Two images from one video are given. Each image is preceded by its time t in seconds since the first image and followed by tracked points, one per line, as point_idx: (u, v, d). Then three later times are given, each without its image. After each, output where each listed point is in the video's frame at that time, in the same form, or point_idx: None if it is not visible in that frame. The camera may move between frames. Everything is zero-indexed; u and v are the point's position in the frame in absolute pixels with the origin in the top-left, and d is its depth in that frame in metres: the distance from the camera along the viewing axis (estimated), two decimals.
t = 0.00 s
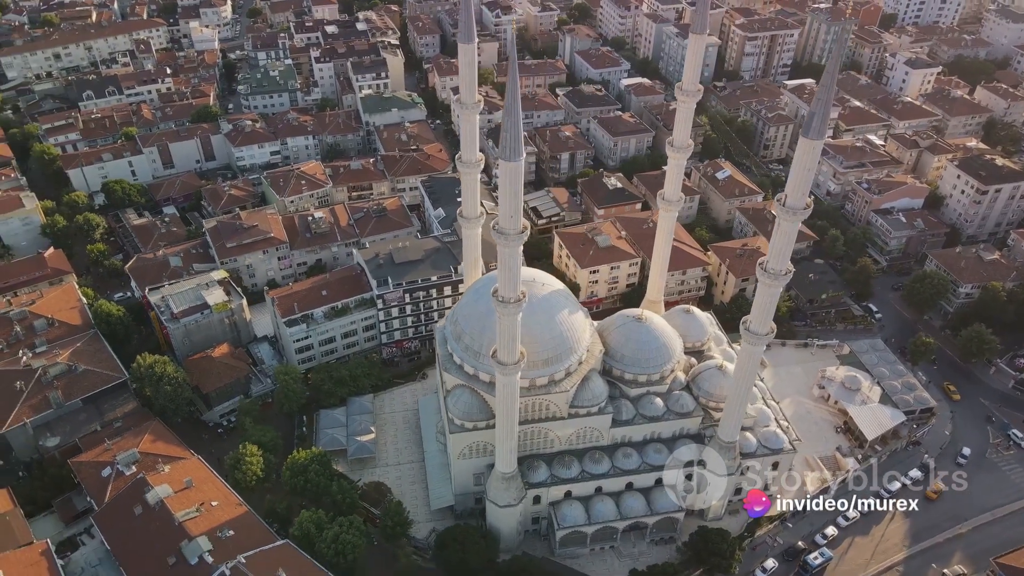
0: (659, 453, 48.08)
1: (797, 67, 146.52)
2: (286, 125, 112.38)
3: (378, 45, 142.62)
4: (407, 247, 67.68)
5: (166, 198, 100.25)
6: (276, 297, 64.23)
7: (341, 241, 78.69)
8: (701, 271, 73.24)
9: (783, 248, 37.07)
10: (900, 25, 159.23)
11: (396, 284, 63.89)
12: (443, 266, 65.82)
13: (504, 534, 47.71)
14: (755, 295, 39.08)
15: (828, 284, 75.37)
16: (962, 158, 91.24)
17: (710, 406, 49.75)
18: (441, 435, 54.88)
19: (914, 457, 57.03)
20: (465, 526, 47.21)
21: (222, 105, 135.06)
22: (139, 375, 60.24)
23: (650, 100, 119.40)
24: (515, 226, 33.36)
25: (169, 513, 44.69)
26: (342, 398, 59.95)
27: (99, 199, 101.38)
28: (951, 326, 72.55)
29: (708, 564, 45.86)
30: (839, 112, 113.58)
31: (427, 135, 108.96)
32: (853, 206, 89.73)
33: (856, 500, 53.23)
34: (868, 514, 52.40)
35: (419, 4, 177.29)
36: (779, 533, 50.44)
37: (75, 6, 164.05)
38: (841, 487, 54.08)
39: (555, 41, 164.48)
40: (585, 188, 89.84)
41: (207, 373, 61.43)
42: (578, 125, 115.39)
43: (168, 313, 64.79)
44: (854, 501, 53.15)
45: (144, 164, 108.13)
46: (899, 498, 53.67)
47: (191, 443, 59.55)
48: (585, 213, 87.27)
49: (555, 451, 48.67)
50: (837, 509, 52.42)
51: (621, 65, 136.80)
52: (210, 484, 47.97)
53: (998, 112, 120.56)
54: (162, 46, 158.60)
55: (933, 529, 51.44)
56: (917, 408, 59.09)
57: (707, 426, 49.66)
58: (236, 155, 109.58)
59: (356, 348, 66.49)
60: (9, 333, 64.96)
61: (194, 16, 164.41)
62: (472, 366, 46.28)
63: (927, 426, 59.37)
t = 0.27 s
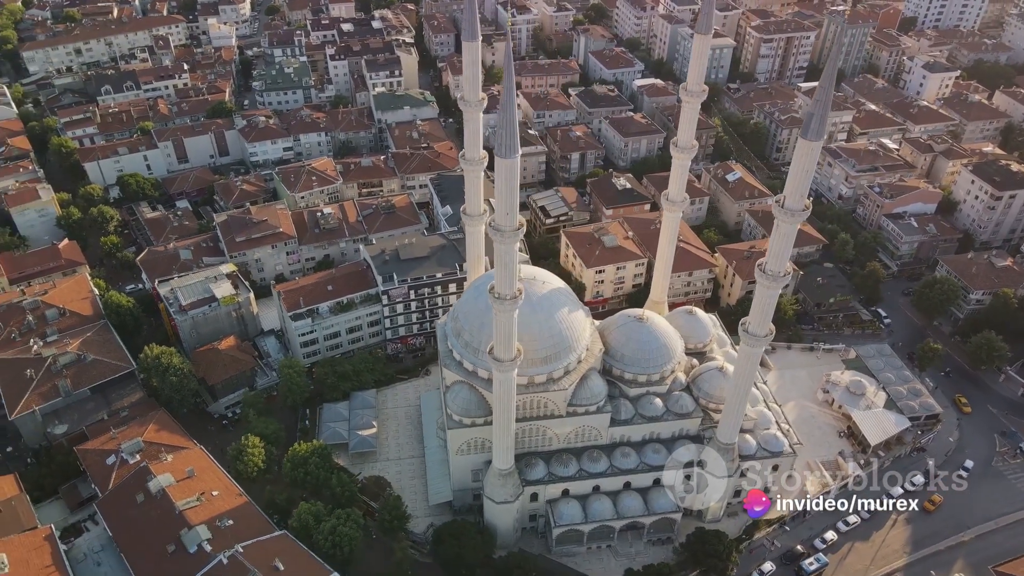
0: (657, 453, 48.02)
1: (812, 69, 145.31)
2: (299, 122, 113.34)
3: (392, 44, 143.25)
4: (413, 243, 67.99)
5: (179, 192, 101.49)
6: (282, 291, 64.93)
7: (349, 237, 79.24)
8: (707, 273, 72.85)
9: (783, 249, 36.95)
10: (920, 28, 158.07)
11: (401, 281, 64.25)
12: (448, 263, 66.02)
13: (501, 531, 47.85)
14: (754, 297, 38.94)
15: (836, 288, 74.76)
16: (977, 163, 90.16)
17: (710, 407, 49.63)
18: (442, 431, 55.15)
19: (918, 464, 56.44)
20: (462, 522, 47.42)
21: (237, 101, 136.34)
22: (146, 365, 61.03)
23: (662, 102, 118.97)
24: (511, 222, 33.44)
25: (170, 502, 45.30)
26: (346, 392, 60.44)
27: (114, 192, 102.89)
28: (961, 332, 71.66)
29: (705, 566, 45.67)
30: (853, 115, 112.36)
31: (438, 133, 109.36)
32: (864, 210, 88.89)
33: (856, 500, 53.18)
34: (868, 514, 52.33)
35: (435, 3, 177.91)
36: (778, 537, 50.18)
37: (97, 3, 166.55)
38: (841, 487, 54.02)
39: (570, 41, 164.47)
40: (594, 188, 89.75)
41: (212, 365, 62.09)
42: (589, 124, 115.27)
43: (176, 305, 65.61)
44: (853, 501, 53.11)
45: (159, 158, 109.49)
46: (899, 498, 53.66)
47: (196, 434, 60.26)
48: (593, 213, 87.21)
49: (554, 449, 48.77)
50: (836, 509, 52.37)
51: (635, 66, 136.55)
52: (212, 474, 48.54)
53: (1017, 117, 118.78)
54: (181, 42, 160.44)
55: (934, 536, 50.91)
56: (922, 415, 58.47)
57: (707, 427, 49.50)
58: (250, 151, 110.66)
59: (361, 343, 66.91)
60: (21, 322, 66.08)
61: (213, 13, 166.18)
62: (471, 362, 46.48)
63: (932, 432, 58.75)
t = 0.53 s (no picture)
0: (656, 453, 47.97)
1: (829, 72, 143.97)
2: (312, 119, 114.25)
3: (407, 42, 143.87)
4: (419, 240, 68.38)
5: (193, 186, 102.67)
6: (289, 285, 65.54)
7: (358, 233, 79.81)
8: (714, 274, 72.51)
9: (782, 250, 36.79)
10: (940, 32, 155.08)
11: (406, 277, 64.66)
12: (454, 261, 66.34)
13: (498, 527, 48.00)
14: (752, 298, 38.79)
15: (845, 292, 74.12)
16: (993, 168, 88.94)
17: (710, 409, 49.47)
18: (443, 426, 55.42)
19: (922, 471, 55.84)
20: (460, 517, 47.62)
21: (253, 97, 137.62)
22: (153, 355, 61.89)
23: (675, 103, 118.48)
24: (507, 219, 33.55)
25: (172, 491, 45.92)
26: (349, 387, 60.90)
27: (130, 186, 104.30)
28: (972, 339, 70.74)
29: (701, 567, 45.55)
30: (868, 118, 111.14)
31: (450, 132, 109.75)
32: (876, 214, 88.03)
33: (856, 500, 53.09)
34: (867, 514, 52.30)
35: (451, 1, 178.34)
36: (777, 540, 49.91)
37: None
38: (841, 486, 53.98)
39: (585, 41, 164.23)
40: (603, 188, 89.64)
41: (219, 357, 62.83)
42: (601, 125, 115.12)
43: (185, 297, 66.46)
44: (853, 502, 53.01)
45: (174, 153, 110.82)
46: (899, 497, 53.62)
47: (202, 424, 60.98)
48: (602, 213, 87.17)
49: (552, 447, 48.86)
50: (836, 509, 52.23)
51: (649, 67, 136.17)
52: (214, 464, 49.12)
53: None
54: (200, 39, 162.20)
55: (936, 544, 50.37)
56: (927, 421, 57.80)
57: (707, 428, 49.37)
58: (263, 147, 111.70)
59: (366, 338, 67.36)
60: (34, 311, 67.25)
61: (232, 10, 167.87)
62: (471, 358, 46.66)
63: (937, 439, 58.12)
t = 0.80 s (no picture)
0: (655, 453, 47.93)
1: (846, 75, 142.50)
2: (326, 116, 115.13)
3: (422, 41, 144.43)
4: (426, 237, 68.73)
5: (207, 180, 103.88)
6: (296, 280, 66.15)
7: (367, 230, 80.35)
8: (721, 276, 72.09)
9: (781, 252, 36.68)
10: (961, 37, 152.15)
11: (412, 273, 65.04)
12: (460, 258, 66.61)
13: (495, 524, 48.16)
14: (751, 300, 38.67)
15: (854, 296, 73.43)
16: (1009, 174, 87.69)
17: (710, 410, 49.32)
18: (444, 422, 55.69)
19: (926, 477, 55.22)
20: (457, 513, 47.82)
21: (269, 94, 138.84)
22: (162, 347, 62.76)
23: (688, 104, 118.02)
24: (504, 217, 33.66)
25: (174, 480, 46.56)
26: (353, 381, 61.36)
27: (145, 179, 105.75)
28: (982, 346, 69.75)
29: (698, 568, 45.45)
30: (884, 122, 109.87)
31: (462, 130, 110.12)
32: (889, 219, 87.16)
33: (855, 500, 52.95)
34: (865, 513, 52.25)
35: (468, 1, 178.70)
36: (776, 543, 49.64)
37: None
38: (840, 486, 53.91)
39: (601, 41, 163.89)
40: (613, 189, 89.46)
41: (226, 349, 63.56)
42: (613, 125, 114.94)
43: (194, 290, 67.30)
44: (852, 502, 52.88)
45: (190, 148, 112.16)
46: (899, 498, 53.35)
47: (207, 416, 61.72)
48: (610, 213, 87.10)
49: (551, 445, 48.96)
50: (835, 509, 52.05)
51: (663, 68, 135.67)
52: (216, 454, 49.72)
53: None
54: (219, 35, 163.87)
55: (938, 551, 49.84)
56: (933, 428, 57.13)
57: (707, 430, 49.23)
58: (277, 143, 112.70)
59: (372, 334, 67.80)
60: (48, 301, 68.47)
61: (251, 8, 169.51)
62: (472, 355, 46.86)
63: (943, 446, 57.44)
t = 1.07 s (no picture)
0: (653, 454, 47.90)
1: (863, 78, 140.95)
2: (339, 113, 115.97)
3: (437, 39, 144.91)
4: (432, 234, 69.06)
5: (221, 175, 105.03)
6: (303, 275, 66.74)
7: (376, 226, 80.91)
8: (728, 278, 71.69)
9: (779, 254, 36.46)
10: (983, 40, 150.35)
11: (418, 270, 65.41)
12: (466, 256, 66.87)
13: (493, 520, 48.35)
14: (751, 302, 38.46)
15: (863, 301, 72.72)
16: None
17: (710, 411, 49.18)
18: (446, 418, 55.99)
19: (930, 484, 54.63)
20: (455, 509, 48.03)
21: (284, 90, 139.98)
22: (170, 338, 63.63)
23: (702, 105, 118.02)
24: (501, 213, 33.76)
25: (177, 469, 47.20)
26: (357, 376, 61.83)
27: (161, 173, 107.12)
28: (993, 353, 68.76)
29: (694, 570, 45.35)
30: (900, 126, 108.61)
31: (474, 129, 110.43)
32: (901, 223, 86.29)
33: (855, 500, 52.99)
34: (865, 513, 52.36)
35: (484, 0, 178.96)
36: (775, 547, 49.37)
37: None
38: (841, 486, 53.96)
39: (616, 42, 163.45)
40: (622, 189, 89.28)
41: (233, 341, 64.29)
42: (625, 126, 114.72)
43: (204, 282, 68.18)
44: (853, 502, 52.89)
45: (205, 143, 113.41)
46: (900, 498, 53.36)
47: (213, 407, 62.45)
48: (619, 214, 87.00)
49: (550, 443, 49.06)
50: (836, 509, 52.05)
51: (678, 69, 135.18)
52: (219, 445, 50.33)
53: None
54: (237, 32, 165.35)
55: (939, 559, 49.33)
56: (939, 435, 56.49)
57: (706, 431, 49.10)
58: (291, 139, 113.70)
59: (378, 329, 68.24)
60: (61, 291, 69.62)
61: (269, 5, 170.93)
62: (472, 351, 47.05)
63: (948, 453, 56.78)
